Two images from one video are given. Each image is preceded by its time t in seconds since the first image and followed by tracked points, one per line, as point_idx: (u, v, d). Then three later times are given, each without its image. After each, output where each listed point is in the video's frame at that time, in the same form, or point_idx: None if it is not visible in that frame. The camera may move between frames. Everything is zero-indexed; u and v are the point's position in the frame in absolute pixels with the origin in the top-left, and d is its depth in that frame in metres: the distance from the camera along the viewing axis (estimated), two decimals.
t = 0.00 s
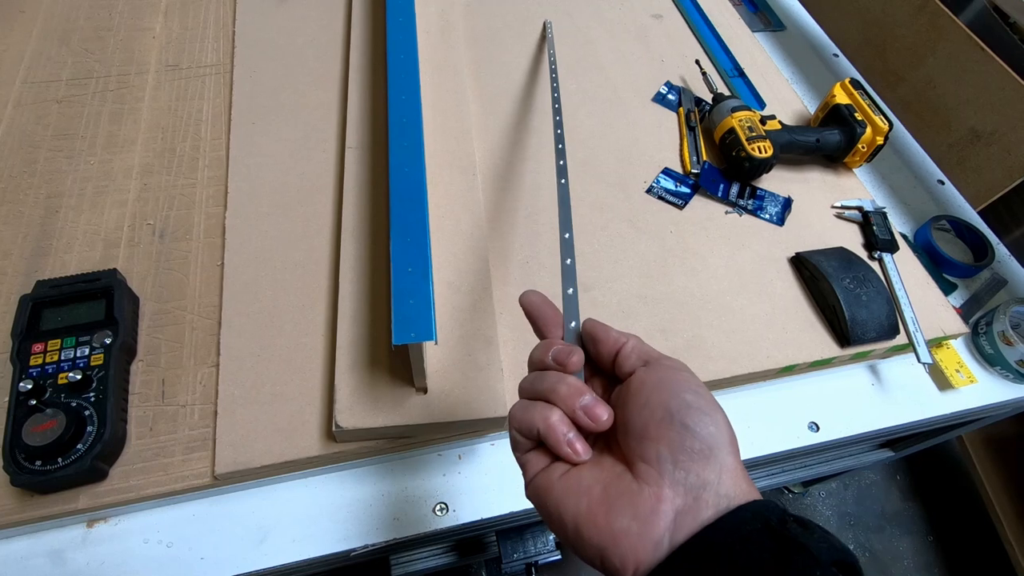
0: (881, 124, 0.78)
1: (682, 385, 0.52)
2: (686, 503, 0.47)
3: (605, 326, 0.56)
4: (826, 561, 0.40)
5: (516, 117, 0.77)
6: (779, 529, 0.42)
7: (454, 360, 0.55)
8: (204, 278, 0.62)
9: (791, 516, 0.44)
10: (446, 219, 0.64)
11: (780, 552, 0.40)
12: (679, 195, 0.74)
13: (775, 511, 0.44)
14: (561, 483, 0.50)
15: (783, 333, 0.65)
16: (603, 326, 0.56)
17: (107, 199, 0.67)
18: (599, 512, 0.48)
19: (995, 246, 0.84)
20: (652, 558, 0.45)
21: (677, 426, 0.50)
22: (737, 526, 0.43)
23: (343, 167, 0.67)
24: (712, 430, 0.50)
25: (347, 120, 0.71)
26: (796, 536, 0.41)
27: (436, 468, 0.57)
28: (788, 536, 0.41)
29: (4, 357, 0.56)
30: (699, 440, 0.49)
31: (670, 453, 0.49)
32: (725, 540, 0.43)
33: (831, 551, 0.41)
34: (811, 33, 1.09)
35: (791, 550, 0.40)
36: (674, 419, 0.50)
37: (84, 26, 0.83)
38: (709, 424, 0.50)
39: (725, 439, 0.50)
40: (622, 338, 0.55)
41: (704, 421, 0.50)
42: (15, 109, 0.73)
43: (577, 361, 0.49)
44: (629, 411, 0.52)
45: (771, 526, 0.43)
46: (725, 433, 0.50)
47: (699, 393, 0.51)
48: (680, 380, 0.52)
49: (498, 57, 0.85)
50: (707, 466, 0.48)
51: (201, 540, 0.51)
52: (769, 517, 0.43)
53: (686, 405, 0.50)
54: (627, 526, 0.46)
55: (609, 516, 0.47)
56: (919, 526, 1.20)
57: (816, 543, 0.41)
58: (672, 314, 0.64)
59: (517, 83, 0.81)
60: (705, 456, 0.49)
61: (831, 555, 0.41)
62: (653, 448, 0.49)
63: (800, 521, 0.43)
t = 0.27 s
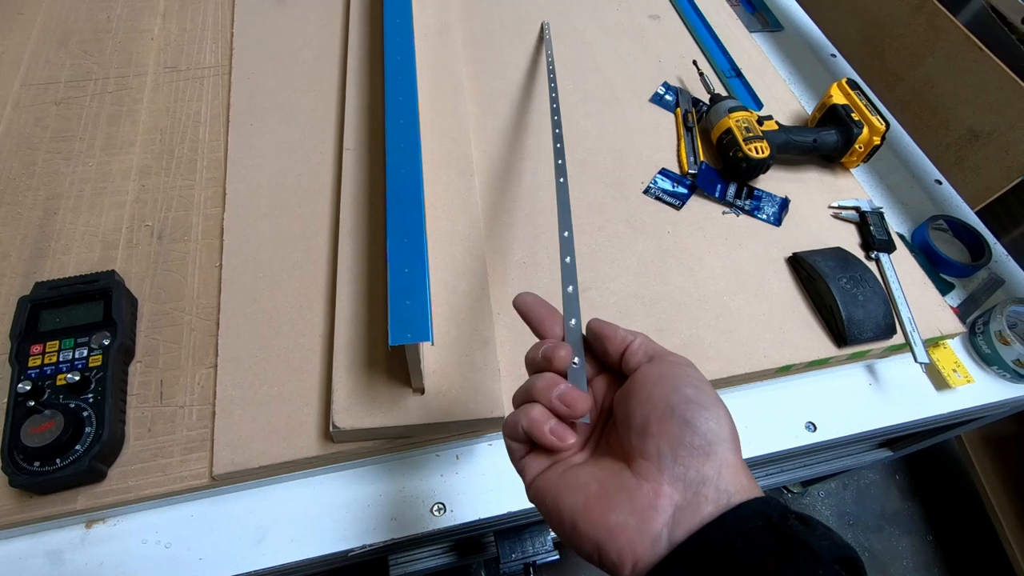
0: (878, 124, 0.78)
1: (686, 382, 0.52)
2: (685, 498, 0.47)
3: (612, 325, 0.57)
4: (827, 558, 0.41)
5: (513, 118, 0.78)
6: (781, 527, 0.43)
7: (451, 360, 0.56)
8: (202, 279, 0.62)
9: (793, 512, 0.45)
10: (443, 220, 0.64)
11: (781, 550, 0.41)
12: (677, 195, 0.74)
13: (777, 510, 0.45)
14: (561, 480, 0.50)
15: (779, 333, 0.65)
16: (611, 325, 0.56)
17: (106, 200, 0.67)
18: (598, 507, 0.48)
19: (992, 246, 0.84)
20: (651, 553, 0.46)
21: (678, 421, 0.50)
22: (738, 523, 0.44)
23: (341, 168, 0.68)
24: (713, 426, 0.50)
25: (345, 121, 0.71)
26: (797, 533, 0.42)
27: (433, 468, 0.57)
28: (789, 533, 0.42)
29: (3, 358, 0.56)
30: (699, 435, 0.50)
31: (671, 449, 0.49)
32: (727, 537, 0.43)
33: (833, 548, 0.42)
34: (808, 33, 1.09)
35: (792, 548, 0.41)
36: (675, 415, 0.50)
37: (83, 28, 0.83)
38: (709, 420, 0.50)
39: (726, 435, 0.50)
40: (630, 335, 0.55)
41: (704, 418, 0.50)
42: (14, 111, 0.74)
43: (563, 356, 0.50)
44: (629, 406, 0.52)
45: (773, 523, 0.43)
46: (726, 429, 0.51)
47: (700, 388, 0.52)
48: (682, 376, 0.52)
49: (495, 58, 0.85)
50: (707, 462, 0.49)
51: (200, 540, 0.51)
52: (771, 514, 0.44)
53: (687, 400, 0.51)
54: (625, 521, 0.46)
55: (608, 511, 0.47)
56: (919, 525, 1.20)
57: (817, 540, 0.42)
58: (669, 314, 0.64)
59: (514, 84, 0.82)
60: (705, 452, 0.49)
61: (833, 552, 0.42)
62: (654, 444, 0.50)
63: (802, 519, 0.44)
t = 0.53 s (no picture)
0: (878, 124, 0.78)
1: (679, 391, 0.52)
2: (688, 512, 0.48)
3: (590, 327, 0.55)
4: (827, 565, 0.41)
5: (513, 118, 0.78)
6: (782, 534, 0.43)
7: (449, 360, 0.55)
8: (201, 279, 0.62)
9: (793, 520, 0.45)
10: (442, 220, 0.64)
11: (780, 556, 0.42)
12: (676, 196, 0.74)
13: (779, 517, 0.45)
14: (563, 498, 0.50)
15: (779, 333, 0.65)
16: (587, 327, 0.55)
17: (105, 200, 0.67)
18: (602, 524, 0.48)
19: (992, 246, 0.84)
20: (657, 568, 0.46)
21: (678, 436, 0.50)
22: (739, 530, 0.45)
23: (340, 168, 0.67)
24: (713, 438, 0.50)
25: (344, 121, 0.71)
26: (797, 541, 0.43)
27: (431, 469, 0.57)
28: (789, 540, 0.43)
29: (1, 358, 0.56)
30: (699, 448, 0.50)
31: (673, 464, 0.49)
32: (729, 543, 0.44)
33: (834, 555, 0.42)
34: (808, 33, 1.09)
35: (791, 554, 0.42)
36: (675, 429, 0.50)
37: (83, 28, 0.83)
38: (708, 433, 0.51)
39: (725, 445, 0.51)
40: (609, 341, 0.54)
41: (704, 430, 0.50)
42: (13, 111, 0.74)
43: (545, 359, 0.49)
44: (627, 421, 0.52)
45: (773, 531, 0.44)
46: (724, 439, 0.51)
47: (698, 401, 0.52)
48: (677, 387, 0.52)
49: (495, 58, 0.85)
50: (708, 475, 0.49)
51: (198, 540, 0.51)
52: (771, 522, 0.45)
53: (685, 413, 0.51)
54: (631, 538, 0.47)
55: (612, 528, 0.48)
56: (919, 526, 1.20)
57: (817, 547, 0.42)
58: (668, 314, 0.64)
59: (513, 84, 0.82)
60: (706, 464, 0.49)
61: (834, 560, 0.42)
62: (656, 459, 0.49)
63: (802, 526, 0.45)
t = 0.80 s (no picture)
0: (878, 125, 0.78)
1: (686, 394, 0.52)
2: (689, 516, 0.48)
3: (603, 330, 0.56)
4: (825, 571, 0.41)
5: (512, 119, 0.78)
6: (780, 540, 0.44)
7: (449, 360, 0.56)
8: (201, 279, 0.62)
9: (792, 525, 0.45)
10: (441, 221, 0.64)
11: (779, 562, 0.42)
12: (676, 196, 0.74)
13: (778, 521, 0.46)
14: (563, 497, 0.50)
15: (778, 334, 0.65)
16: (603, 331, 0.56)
17: (105, 201, 0.67)
18: (601, 525, 0.48)
19: (992, 247, 0.84)
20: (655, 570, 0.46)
21: (682, 438, 0.50)
22: (738, 535, 0.45)
23: (340, 169, 0.68)
24: (716, 442, 0.50)
25: (344, 121, 0.71)
26: (796, 546, 0.43)
27: (431, 469, 0.57)
28: (788, 546, 0.43)
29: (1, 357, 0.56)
30: (702, 452, 0.50)
31: (676, 466, 0.49)
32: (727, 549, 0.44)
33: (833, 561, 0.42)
34: (808, 34, 1.09)
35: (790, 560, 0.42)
36: (679, 432, 0.50)
37: (83, 29, 0.83)
38: (712, 436, 0.51)
39: (727, 449, 0.51)
40: (623, 343, 0.54)
41: (707, 433, 0.50)
42: (14, 111, 0.74)
43: (545, 353, 0.49)
44: (631, 421, 0.52)
45: (771, 536, 0.44)
46: (727, 443, 0.51)
47: (703, 403, 0.52)
48: (683, 390, 0.52)
49: (494, 59, 0.85)
50: (710, 479, 0.49)
51: (198, 540, 0.52)
52: (770, 527, 0.45)
53: (690, 416, 0.51)
54: (630, 540, 0.47)
55: (612, 528, 0.47)
56: (919, 527, 1.20)
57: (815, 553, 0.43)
58: (667, 315, 0.64)
59: (513, 84, 0.82)
60: (709, 468, 0.49)
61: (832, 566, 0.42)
62: (659, 461, 0.49)
63: (801, 531, 0.45)
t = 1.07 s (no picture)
0: (877, 125, 0.78)
1: (684, 401, 0.52)
2: (686, 520, 0.48)
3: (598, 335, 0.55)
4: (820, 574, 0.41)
5: (512, 119, 0.78)
6: (776, 544, 0.44)
7: (448, 360, 0.56)
8: (202, 279, 0.62)
9: (788, 529, 0.45)
10: (441, 221, 0.65)
11: (774, 567, 0.42)
12: (675, 196, 0.74)
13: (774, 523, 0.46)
14: (562, 500, 0.50)
15: (778, 334, 0.65)
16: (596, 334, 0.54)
17: (106, 201, 0.68)
18: (599, 529, 0.48)
19: (992, 247, 0.84)
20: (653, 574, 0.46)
21: (680, 444, 0.50)
22: (733, 539, 0.45)
23: (339, 169, 0.68)
24: (714, 447, 0.50)
25: (344, 122, 0.71)
26: (791, 549, 0.43)
27: (430, 468, 0.57)
28: (783, 550, 0.43)
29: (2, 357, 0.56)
30: (700, 457, 0.50)
31: (673, 472, 0.49)
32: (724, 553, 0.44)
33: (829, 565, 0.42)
34: (808, 34, 1.09)
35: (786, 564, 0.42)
36: (676, 437, 0.50)
37: (84, 30, 0.83)
38: (710, 441, 0.50)
39: (726, 453, 0.51)
40: (617, 348, 0.54)
41: (705, 438, 0.50)
42: (15, 112, 0.74)
43: (546, 356, 0.50)
44: (629, 427, 0.52)
45: (767, 540, 0.44)
46: (726, 447, 0.51)
47: (700, 410, 0.52)
48: (682, 396, 0.52)
49: (494, 59, 0.85)
50: (708, 484, 0.49)
51: (197, 540, 0.52)
52: (766, 531, 0.45)
53: (687, 421, 0.51)
54: (627, 544, 0.47)
55: (610, 532, 0.48)
56: (919, 527, 1.20)
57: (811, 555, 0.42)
58: (667, 314, 0.65)
59: (513, 85, 0.82)
60: (707, 473, 0.49)
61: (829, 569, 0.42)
62: (656, 466, 0.49)
63: (797, 535, 0.44)
